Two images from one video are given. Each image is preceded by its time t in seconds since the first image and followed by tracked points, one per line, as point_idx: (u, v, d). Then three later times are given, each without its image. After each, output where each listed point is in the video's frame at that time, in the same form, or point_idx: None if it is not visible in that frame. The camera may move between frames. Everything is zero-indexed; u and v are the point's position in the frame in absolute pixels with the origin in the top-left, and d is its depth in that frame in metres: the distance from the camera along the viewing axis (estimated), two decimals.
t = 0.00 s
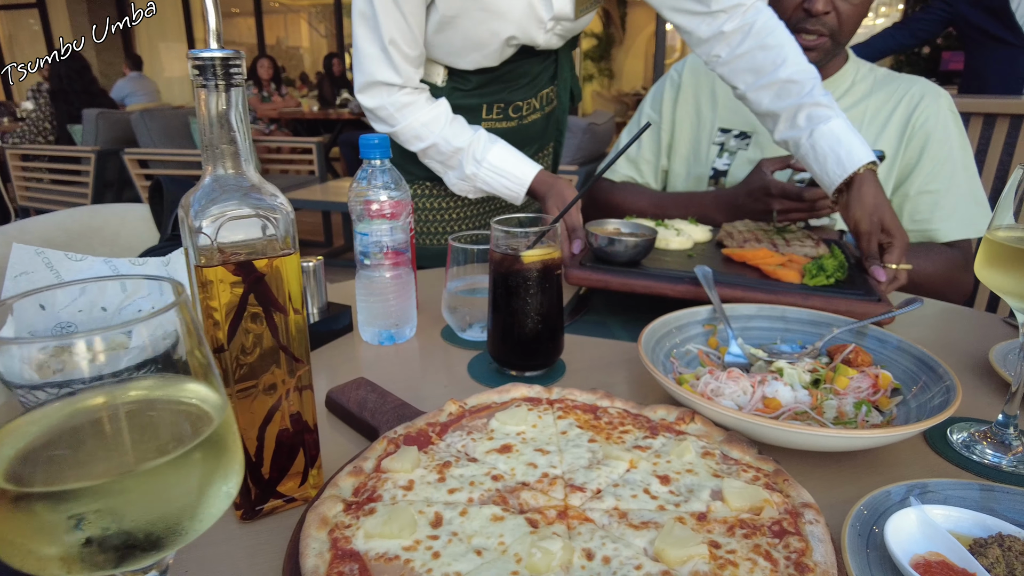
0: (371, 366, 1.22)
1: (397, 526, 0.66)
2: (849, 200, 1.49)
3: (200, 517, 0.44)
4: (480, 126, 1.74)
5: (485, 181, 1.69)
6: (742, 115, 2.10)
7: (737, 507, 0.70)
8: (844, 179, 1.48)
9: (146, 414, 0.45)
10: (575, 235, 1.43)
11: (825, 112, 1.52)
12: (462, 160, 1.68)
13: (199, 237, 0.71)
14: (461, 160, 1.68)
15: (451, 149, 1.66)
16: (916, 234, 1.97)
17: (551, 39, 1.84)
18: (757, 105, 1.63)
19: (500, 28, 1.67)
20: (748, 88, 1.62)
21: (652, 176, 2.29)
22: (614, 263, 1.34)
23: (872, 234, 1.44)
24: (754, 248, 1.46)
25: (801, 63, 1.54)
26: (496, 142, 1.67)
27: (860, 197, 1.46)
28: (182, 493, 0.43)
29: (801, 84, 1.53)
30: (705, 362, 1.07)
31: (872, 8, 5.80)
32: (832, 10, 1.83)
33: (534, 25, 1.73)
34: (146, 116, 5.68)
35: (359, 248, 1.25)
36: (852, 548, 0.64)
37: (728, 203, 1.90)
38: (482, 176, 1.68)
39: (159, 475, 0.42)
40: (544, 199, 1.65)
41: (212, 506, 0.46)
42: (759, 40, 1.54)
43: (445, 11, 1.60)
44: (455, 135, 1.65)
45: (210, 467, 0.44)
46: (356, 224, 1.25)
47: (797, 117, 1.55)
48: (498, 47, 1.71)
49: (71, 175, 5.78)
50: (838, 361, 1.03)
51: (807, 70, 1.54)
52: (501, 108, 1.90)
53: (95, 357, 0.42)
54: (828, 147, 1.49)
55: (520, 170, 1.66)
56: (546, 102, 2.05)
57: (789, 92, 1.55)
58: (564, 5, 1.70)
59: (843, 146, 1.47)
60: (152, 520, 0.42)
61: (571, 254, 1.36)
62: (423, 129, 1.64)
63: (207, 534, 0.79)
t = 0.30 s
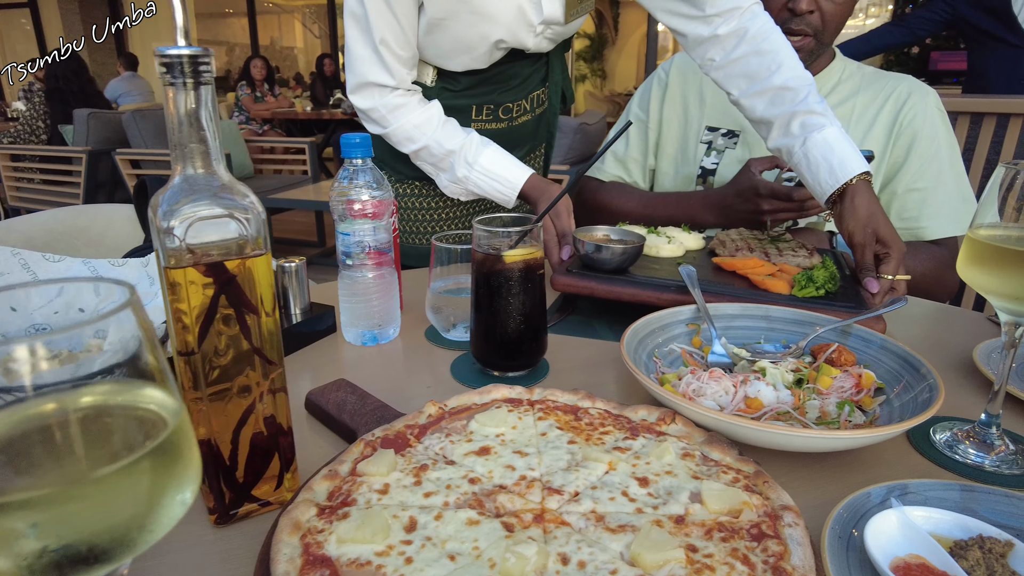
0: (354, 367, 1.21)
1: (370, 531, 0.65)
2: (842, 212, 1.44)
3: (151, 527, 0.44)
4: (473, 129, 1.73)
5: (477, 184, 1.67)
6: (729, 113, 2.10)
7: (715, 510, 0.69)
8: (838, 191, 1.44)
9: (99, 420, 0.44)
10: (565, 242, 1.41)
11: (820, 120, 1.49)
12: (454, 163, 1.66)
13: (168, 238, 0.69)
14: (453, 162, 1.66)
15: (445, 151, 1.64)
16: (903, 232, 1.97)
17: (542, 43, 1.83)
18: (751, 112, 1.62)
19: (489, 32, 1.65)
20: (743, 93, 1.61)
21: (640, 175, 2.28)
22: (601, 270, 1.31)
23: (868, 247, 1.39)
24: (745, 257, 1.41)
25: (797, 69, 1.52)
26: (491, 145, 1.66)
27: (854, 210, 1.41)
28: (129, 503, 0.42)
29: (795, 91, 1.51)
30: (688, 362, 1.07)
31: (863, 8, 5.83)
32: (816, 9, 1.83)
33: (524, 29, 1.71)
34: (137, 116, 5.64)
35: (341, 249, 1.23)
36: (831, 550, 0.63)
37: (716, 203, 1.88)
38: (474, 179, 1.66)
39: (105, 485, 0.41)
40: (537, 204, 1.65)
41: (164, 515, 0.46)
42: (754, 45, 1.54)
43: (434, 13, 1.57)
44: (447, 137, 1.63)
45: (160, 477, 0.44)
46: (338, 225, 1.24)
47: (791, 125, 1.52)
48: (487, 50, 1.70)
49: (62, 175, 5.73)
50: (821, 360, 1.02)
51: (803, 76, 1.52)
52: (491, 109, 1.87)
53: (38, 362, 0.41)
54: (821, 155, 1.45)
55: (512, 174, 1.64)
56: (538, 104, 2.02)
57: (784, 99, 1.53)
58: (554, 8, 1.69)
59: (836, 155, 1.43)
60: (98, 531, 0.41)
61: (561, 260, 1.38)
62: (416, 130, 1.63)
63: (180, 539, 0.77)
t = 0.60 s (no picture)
0: (337, 374, 1.19)
1: (345, 549, 0.63)
2: (836, 221, 1.43)
3: (102, 558, 0.44)
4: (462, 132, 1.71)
5: (465, 186, 1.64)
6: (715, 114, 2.09)
7: (698, 523, 0.68)
8: (828, 199, 1.43)
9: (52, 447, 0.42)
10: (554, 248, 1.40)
11: (812, 126, 1.46)
12: (443, 165, 1.63)
13: (135, 249, 0.67)
14: (442, 165, 1.64)
15: (432, 153, 1.62)
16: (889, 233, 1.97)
17: (531, 45, 1.80)
18: (743, 117, 1.61)
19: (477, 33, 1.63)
20: (734, 97, 1.60)
21: (627, 177, 2.28)
22: (587, 279, 1.28)
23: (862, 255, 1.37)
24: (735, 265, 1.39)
25: (789, 73, 1.51)
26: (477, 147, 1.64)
27: (847, 218, 1.40)
28: (79, 534, 0.41)
29: (787, 96, 1.49)
30: (674, 367, 1.06)
31: (850, 7, 5.85)
32: (801, 4, 1.83)
33: (513, 30, 1.69)
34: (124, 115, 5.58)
35: (322, 253, 1.21)
36: (816, 564, 0.62)
37: (700, 205, 1.87)
38: (463, 182, 1.64)
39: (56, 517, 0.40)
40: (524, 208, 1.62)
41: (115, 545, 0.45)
42: (745, 48, 1.54)
43: (422, 14, 1.53)
44: (436, 140, 1.61)
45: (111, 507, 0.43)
46: (319, 230, 1.22)
47: (782, 130, 1.50)
48: (475, 52, 1.67)
49: (47, 175, 5.67)
50: (807, 366, 1.01)
51: (795, 81, 1.50)
52: (480, 112, 1.85)
53: None
54: (812, 163, 1.44)
55: (501, 177, 1.62)
56: (528, 106, 1.99)
57: (775, 104, 1.51)
58: (544, 11, 1.68)
59: (827, 163, 1.42)
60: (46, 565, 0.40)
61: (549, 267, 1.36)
62: (404, 132, 1.61)
63: (152, 557, 0.76)
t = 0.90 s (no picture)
0: (307, 403, 1.15)
1: None
2: (819, 238, 1.40)
3: None
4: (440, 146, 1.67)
5: (443, 201, 1.60)
6: (697, 126, 2.07)
7: None
8: (812, 215, 1.40)
9: None
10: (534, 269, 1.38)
11: (795, 140, 1.44)
12: (420, 181, 1.59)
13: (72, 296, 0.63)
14: (420, 181, 1.59)
15: (410, 169, 1.57)
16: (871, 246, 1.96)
17: (511, 56, 1.76)
18: (724, 129, 1.59)
19: (455, 44, 1.58)
20: (716, 109, 1.58)
21: (608, 189, 2.25)
22: (565, 302, 1.25)
23: (846, 274, 1.35)
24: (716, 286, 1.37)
25: (772, 86, 1.49)
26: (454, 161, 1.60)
27: (830, 237, 1.38)
28: None
29: (769, 108, 1.47)
30: (653, 398, 1.03)
31: (832, 8, 5.87)
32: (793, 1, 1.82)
33: (493, 43, 1.64)
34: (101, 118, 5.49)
35: (290, 278, 1.17)
36: None
37: (681, 221, 1.85)
38: (442, 198, 1.59)
39: None
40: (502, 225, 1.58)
41: None
42: (727, 59, 1.52)
43: (398, 26, 1.49)
44: (413, 154, 1.57)
45: None
46: (287, 254, 1.17)
47: (764, 143, 1.48)
48: (453, 65, 1.63)
49: (23, 178, 5.56)
50: (788, 396, 0.99)
51: (777, 94, 1.48)
52: (460, 126, 1.81)
53: None
54: (794, 178, 1.42)
55: (481, 193, 1.58)
56: (508, 119, 1.96)
57: (757, 116, 1.49)
58: (525, 22, 1.63)
59: (810, 178, 1.40)
60: None
61: (528, 287, 1.34)
62: (380, 147, 1.56)
63: None
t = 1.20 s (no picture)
0: (264, 440, 1.08)
1: None
2: (806, 251, 1.35)
3: None
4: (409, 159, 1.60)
5: (411, 216, 1.52)
6: (677, 135, 2.02)
7: None
8: (801, 228, 1.35)
9: None
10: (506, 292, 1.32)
11: (781, 148, 1.39)
12: (387, 196, 1.52)
13: None
14: (386, 196, 1.52)
15: (375, 184, 1.50)
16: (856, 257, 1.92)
17: (484, 64, 1.69)
18: (709, 138, 1.53)
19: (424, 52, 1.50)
20: (699, 116, 1.52)
21: (587, 199, 2.19)
22: (534, 332, 1.19)
23: (833, 290, 1.32)
24: (694, 307, 1.32)
25: (756, 92, 1.44)
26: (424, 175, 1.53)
27: (818, 251, 1.33)
28: None
29: (753, 116, 1.42)
30: (632, 433, 0.97)
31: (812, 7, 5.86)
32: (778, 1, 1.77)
33: (463, 51, 1.58)
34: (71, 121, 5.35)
35: (244, 306, 1.09)
36: None
37: (663, 233, 1.80)
38: (409, 214, 1.52)
39: None
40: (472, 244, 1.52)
41: None
42: (709, 65, 1.46)
43: (361, 34, 1.42)
44: (379, 168, 1.50)
45: None
46: (240, 282, 1.10)
47: (750, 152, 1.42)
48: (422, 74, 1.55)
49: None
50: (773, 431, 0.93)
51: (762, 100, 1.43)
52: (431, 136, 1.74)
53: None
54: (782, 189, 1.36)
55: (451, 210, 1.51)
56: (482, 129, 1.89)
57: (741, 125, 1.44)
58: (497, 29, 1.56)
59: (797, 190, 1.34)
60: None
61: (497, 313, 1.28)
62: (344, 160, 1.49)
63: None
